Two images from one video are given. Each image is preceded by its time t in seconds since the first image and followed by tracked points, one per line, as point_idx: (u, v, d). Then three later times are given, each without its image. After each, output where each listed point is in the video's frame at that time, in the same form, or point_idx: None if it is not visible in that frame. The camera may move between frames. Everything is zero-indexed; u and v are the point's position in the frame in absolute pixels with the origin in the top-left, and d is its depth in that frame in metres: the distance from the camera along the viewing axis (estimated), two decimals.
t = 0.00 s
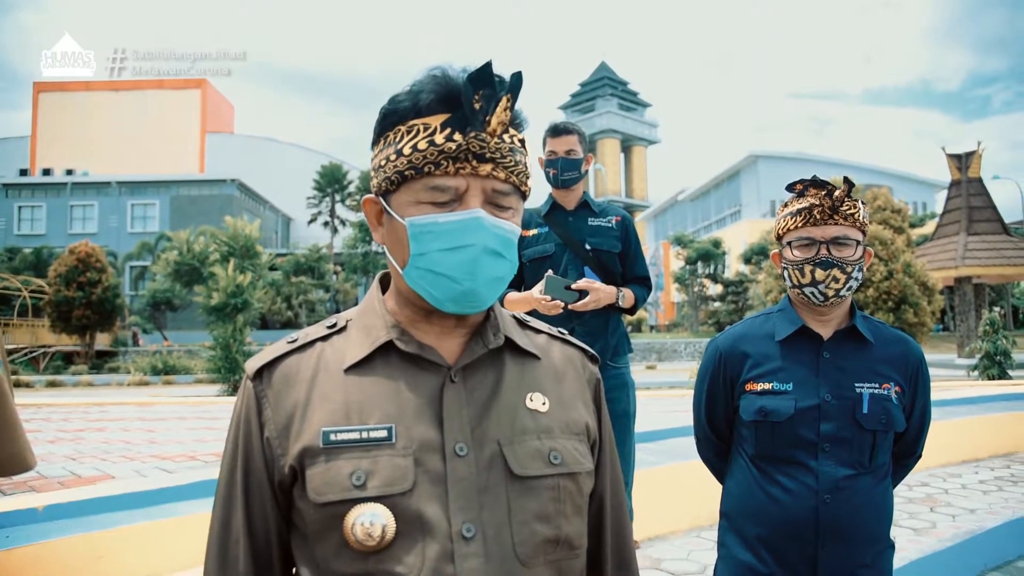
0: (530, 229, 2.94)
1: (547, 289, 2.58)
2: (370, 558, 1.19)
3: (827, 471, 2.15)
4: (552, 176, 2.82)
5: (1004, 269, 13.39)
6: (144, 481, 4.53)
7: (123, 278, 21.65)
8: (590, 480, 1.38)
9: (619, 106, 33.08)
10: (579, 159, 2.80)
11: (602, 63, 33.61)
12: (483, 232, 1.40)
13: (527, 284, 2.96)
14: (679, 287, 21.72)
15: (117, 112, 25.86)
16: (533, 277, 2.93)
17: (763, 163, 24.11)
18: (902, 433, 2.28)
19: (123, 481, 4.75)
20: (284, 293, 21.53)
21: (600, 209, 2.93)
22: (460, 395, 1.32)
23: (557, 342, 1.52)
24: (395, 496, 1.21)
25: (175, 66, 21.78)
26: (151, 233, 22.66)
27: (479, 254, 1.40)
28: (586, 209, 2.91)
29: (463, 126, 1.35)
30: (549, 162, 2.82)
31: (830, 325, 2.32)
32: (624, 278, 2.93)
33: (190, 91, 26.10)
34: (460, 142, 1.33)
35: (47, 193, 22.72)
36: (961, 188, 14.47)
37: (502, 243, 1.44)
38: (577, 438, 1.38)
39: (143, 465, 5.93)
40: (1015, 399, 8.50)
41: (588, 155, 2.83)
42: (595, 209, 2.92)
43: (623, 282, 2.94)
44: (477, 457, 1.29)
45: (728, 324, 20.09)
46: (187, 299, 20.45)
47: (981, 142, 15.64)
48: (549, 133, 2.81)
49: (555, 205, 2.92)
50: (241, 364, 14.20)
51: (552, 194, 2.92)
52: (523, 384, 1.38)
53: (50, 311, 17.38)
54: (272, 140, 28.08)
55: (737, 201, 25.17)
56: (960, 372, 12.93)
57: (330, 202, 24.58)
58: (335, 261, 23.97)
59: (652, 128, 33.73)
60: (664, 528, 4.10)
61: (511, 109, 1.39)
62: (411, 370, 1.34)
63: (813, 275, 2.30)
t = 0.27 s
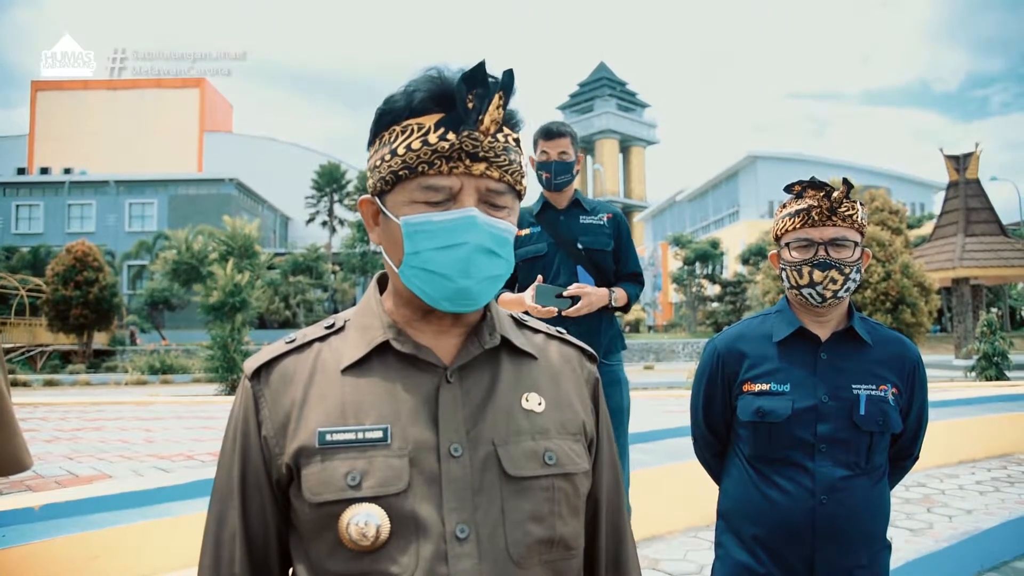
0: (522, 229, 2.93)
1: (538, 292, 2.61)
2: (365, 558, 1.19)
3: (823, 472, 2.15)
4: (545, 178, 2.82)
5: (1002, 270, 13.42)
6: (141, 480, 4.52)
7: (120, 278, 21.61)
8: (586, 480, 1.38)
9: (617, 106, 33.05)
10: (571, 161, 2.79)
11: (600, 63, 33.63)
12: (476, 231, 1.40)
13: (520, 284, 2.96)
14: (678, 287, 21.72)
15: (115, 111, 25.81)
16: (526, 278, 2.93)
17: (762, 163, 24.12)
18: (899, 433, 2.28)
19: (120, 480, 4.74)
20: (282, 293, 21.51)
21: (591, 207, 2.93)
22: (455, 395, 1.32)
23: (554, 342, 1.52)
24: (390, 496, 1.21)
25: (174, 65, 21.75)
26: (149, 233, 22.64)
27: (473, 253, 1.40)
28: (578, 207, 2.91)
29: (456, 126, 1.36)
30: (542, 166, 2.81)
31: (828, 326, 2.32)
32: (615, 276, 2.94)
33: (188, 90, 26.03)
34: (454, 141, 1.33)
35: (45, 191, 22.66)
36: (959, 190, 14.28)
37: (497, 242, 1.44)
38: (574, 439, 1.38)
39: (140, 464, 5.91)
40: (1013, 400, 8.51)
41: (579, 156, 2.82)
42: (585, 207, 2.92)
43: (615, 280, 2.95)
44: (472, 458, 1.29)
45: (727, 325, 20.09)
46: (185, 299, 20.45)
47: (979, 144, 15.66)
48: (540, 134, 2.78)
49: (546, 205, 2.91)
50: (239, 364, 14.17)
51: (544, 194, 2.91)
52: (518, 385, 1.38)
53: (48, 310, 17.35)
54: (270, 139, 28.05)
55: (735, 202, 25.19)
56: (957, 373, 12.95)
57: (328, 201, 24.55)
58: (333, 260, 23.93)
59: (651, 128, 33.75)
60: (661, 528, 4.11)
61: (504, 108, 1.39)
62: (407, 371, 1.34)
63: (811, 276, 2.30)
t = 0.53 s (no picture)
0: (515, 241, 2.92)
1: (536, 314, 2.70)
2: (360, 555, 1.19)
3: (819, 471, 2.15)
4: (539, 199, 2.79)
5: (996, 269, 13.48)
6: (136, 479, 4.51)
7: (115, 276, 21.52)
8: (582, 478, 1.38)
9: (614, 105, 33.05)
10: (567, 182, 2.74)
11: (597, 62, 33.63)
12: (471, 233, 1.40)
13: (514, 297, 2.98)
14: (674, 286, 21.74)
15: (110, 109, 25.67)
16: (520, 290, 2.94)
17: (758, 163, 24.15)
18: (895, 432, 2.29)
19: (115, 479, 4.72)
20: (278, 292, 21.46)
21: (580, 212, 2.92)
22: (451, 393, 1.32)
23: (551, 341, 1.52)
24: (386, 494, 1.21)
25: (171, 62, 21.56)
26: (144, 231, 22.58)
27: (468, 255, 1.40)
28: (568, 215, 2.91)
29: (452, 127, 1.35)
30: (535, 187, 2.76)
31: (825, 325, 2.33)
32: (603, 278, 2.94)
33: (184, 88, 25.91)
34: (450, 143, 1.33)
35: (40, 189, 22.57)
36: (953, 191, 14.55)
37: (492, 243, 1.44)
38: (570, 436, 1.38)
39: (134, 463, 5.89)
40: (1007, 399, 8.56)
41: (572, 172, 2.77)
42: (572, 215, 2.92)
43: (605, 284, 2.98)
44: (467, 456, 1.28)
45: (723, 324, 20.12)
46: (180, 297, 20.41)
47: (974, 144, 15.72)
48: (537, 156, 2.68)
49: (537, 216, 2.91)
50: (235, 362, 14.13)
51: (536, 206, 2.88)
52: (514, 383, 1.38)
53: (42, 308, 17.26)
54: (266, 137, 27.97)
55: (732, 201, 25.22)
56: (952, 372, 13.00)
57: (324, 199, 24.49)
58: (329, 259, 23.89)
59: (648, 127, 33.78)
60: (656, 526, 4.12)
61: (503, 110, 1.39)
62: (403, 369, 1.34)
63: (808, 276, 2.31)
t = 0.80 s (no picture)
0: (546, 250, 2.95)
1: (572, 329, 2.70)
2: (365, 560, 1.19)
3: (823, 475, 2.15)
4: (573, 212, 2.84)
5: (998, 273, 13.47)
6: (137, 482, 4.51)
7: (117, 278, 21.55)
8: (587, 482, 1.38)
9: (615, 109, 33.06)
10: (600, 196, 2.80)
11: (598, 66, 33.68)
12: (480, 235, 1.41)
13: (544, 305, 2.99)
14: (675, 289, 21.73)
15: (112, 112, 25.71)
16: (551, 299, 2.96)
17: (759, 166, 24.15)
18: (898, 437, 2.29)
19: (115, 482, 4.72)
20: (279, 294, 21.47)
21: (609, 224, 2.97)
22: (456, 397, 1.33)
23: (556, 344, 1.52)
24: (390, 498, 1.21)
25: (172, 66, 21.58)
26: (146, 233, 22.60)
27: (477, 257, 1.41)
28: (597, 227, 2.95)
29: (459, 130, 1.36)
30: (570, 201, 2.82)
31: (828, 329, 2.33)
32: (628, 288, 2.99)
33: (186, 91, 25.90)
34: (458, 145, 1.33)
35: (42, 192, 22.63)
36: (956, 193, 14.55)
37: (500, 246, 1.45)
38: (575, 441, 1.38)
39: (136, 466, 5.90)
40: (1009, 403, 8.55)
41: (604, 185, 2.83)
42: (602, 226, 2.96)
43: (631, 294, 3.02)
44: (472, 461, 1.29)
45: (724, 327, 20.13)
46: (181, 300, 20.43)
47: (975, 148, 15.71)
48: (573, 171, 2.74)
49: (567, 227, 2.94)
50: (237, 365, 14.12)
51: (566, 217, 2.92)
52: (519, 387, 1.38)
53: (44, 310, 17.27)
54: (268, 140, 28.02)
55: (733, 205, 25.22)
56: (953, 376, 12.98)
57: (326, 203, 24.52)
58: (331, 262, 23.91)
59: (649, 131, 33.80)
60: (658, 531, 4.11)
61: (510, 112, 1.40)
62: (408, 373, 1.34)
63: (812, 280, 2.31)
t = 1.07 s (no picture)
0: (617, 254, 3.02)
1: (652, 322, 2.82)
2: (366, 560, 1.19)
3: (825, 473, 2.15)
4: (649, 218, 2.97)
5: (998, 271, 13.48)
6: (137, 483, 4.50)
7: (116, 279, 21.52)
8: (591, 484, 1.37)
9: (614, 108, 33.03)
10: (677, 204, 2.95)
11: (598, 65, 33.65)
12: (490, 248, 1.41)
13: (612, 307, 3.06)
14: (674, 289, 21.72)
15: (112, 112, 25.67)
16: (619, 301, 3.04)
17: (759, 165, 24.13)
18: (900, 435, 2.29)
19: (114, 483, 4.71)
20: (279, 295, 21.43)
21: (673, 231, 3.10)
22: (459, 399, 1.32)
23: (562, 343, 1.52)
24: (393, 499, 1.21)
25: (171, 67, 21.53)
26: (145, 234, 22.59)
27: (487, 270, 1.41)
28: (663, 233, 3.07)
29: (469, 140, 1.35)
30: (648, 206, 2.95)
31: (830, 328, 2.33)
32: (686, 293, 3.10)
33: (185, 92, 25.84)
34: (467, 157, 1.33)
35: (41, 193, 22.61)
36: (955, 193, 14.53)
37: (509, 257, 1.45)
38: (578, 443, 1.37)
39: (135, 467, 5.89)
40: (1009, 402, 8.55)
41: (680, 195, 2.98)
42: (669, 232, 3.08)
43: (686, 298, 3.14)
44: (474, 464, 1.28)
45: (723, 326, 20.11)
46: (180, 300, 20.41)
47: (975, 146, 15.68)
48: (656, 181, 2.88)
49: (638, 231, 3.04)
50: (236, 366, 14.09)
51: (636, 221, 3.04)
52: (523, 390, 1.38)
53: (43, 311, 17.24)
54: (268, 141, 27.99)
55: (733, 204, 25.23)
56: (953, 375, 12.99)
57: (325, 203, 24.49)
58: (330, 262, 23.88)
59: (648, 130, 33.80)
60: (660, 529, 4.13)
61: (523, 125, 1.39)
62: (413, 375, 1.34)
63: (813, 279, 2.31)
